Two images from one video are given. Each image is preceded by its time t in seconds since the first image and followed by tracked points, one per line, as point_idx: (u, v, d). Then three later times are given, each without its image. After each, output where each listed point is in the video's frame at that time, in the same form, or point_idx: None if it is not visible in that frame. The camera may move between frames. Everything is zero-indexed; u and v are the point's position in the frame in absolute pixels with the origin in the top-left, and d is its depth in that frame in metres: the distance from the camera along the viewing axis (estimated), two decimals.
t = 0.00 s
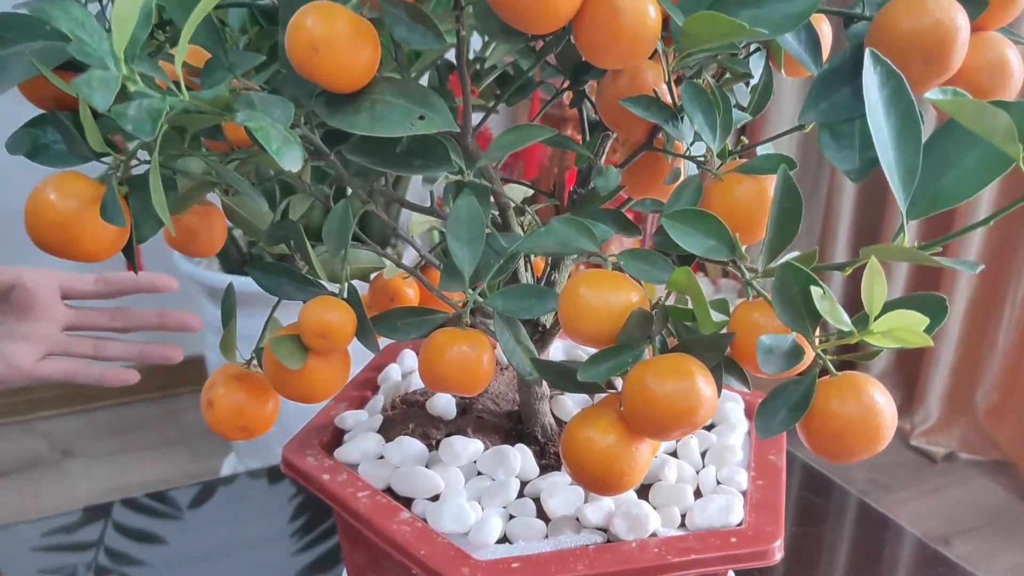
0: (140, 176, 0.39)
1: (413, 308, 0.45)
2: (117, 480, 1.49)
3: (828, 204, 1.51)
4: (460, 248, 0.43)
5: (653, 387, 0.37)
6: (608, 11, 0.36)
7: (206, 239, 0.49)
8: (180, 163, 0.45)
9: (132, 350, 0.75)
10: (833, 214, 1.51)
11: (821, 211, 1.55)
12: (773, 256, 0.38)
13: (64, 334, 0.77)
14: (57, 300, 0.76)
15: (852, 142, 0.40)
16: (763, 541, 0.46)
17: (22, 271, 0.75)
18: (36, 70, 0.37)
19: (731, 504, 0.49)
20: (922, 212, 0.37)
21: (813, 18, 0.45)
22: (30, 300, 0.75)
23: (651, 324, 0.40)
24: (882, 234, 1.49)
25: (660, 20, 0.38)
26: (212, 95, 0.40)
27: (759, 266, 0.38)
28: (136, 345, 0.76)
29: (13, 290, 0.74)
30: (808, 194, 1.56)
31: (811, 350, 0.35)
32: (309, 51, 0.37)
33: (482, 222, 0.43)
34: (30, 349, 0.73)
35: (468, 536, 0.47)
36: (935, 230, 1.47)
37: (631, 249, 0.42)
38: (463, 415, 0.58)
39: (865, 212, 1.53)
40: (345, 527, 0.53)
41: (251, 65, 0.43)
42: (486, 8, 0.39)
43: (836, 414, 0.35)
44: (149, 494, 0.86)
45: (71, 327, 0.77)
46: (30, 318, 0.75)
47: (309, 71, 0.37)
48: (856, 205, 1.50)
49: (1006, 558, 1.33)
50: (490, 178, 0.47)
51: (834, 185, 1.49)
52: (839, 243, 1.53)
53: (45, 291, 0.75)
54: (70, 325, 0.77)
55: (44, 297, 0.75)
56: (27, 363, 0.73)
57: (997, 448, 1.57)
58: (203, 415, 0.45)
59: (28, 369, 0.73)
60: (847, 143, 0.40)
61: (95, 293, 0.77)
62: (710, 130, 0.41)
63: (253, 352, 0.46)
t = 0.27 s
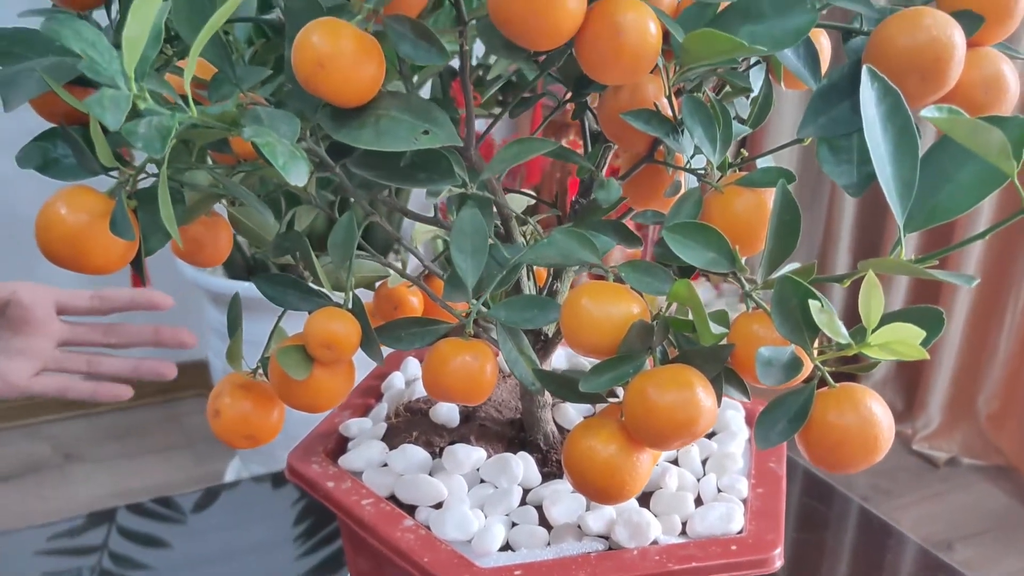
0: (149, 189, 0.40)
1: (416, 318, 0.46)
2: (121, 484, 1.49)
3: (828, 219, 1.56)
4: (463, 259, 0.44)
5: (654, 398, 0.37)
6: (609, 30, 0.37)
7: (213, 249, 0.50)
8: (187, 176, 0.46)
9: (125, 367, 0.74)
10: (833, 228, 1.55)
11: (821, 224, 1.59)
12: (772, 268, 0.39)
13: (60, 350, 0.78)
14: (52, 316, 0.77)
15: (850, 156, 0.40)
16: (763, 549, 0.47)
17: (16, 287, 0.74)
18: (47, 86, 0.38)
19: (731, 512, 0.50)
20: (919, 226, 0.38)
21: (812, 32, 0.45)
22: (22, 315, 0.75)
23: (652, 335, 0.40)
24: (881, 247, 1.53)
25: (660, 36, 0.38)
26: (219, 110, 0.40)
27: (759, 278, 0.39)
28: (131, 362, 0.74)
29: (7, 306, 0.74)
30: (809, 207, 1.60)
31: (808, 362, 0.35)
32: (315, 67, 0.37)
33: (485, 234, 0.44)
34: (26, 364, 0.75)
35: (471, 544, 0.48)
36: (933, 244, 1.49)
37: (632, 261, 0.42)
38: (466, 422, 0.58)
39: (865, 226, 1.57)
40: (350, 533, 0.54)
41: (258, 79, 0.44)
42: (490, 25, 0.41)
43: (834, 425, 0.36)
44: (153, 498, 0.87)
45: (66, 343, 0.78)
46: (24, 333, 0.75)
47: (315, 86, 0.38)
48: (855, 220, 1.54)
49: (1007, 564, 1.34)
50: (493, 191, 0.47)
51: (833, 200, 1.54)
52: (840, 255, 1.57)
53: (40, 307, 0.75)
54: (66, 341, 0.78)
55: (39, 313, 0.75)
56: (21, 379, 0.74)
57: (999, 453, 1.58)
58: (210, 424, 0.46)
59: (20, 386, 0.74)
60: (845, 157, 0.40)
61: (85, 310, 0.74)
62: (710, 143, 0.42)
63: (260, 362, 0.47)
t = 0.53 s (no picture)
0: (156, 201, 0.40)
1: (420, 328, 0.46)
2: (125, 487, 1.50)
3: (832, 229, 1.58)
4: (466, 269, 0.44)
5: (656, 409, 0.38)
6: (612, 44, 0.37)
7: (218, 258, 0.50)
8: (193, 187, 0.46)
9: (131, 380, 0.74)
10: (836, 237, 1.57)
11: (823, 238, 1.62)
12: (774, 280, 0.39)
13: (64, 361, 0.78)
14: (58, 326, 0.77)
15: (852, 169, 0.40)
16: (764, 558, 0.47)
17: (23, 296, 0.76)
18: (56, 99, 0.39)
19: (733, 521, 0.50)
20: (920, 238, 0.38)
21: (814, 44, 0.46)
22: (31, 324, 0.76)
23: (654, 346, 0.41)
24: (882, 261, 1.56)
25: (663, 50, 0.38)
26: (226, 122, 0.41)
27: (761, 290, 0.39)
28: (135, 375, 0.74)
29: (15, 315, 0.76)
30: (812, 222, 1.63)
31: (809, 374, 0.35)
32: (320, 81, 0.38)
33: (488, 244, 0.44)
34: (29, 375, 0.75)
35: (474, 552, 0.48)
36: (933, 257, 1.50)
37: (634, 271, 0.43)
38: (469, 430, 0.59)
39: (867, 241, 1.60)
40: (353, 541, 0.54)
41: (263, 90, 0.44)
42: (494, 39, 0.41)
43: (835, 436, 0.36)
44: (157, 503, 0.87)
45: (69, 354, 0.78)
46: (28, 343, 0.76)
47: (320, 99, 0.38)
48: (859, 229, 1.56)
49: (1009, 571, 1.34)
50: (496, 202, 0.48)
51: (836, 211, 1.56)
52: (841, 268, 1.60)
53: (46, 317, 0.76)
54: (70, 351, 0.78)
55: (45, 322, 0.76)
56: (25, 389, 0.74)
57: (1001, 459, 1.58)
58: (215, 432, 0.46)
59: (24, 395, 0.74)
60: (846, 170, 0.40)
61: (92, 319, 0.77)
62: (712, 155, 0.42)
63: (264, 371, 0.47)
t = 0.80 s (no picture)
0: (165, 211, 0.41)
1: (425, 336, 0.47)
2: (129, 491, 1.51)
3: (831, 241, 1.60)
4: (470, 278, 0.45)
5: (657, 417, 0.38)
6: (614, 58, 0.38)
7: (225, 266, 0.50)
8: (201, 196, 0.47)
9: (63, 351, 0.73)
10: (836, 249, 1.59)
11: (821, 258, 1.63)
12: (774, 289, 0.40)
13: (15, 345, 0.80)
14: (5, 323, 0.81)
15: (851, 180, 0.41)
16: (765, 563, 0.48)
17: None
18: (67, 112, 0.39)
19: (734, 527, 0.50)
20: (918, 248, 0.39)
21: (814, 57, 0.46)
22: None
23: (655, 354, 0.41)
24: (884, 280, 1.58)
25: (664, 63, 0.39)
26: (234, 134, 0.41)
27: (761, 299, 0.40)
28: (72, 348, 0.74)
29: None
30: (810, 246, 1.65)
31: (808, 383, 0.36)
32: (328, 94, 0.38)
33: (492, 253, 0.45)
34: None
35: (478, 558, 0.49)
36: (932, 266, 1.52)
37: (636, 281, 0.43)
38: (472, 437, 0.59)
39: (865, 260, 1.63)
40: (358, 546, 0.55)
41: (270, 102, 0.45)
42: (498, 52, 0.42)
43: (834, 444, 0.36)
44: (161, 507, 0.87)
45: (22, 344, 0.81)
46: None
47: (328, 112, 0.39)
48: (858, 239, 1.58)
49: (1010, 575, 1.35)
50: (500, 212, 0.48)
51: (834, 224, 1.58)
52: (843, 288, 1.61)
53: None
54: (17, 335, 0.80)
55: None
56: None
57: (1003, 463, 1.58)
58: (223, 439, 0.47)
59: None
60: (844, 182, 0.41)
61: None
62: (713, 166, 0.43)
63: (271, 378, 0.48)
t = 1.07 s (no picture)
0: (173, 227, 0.42)
1: (427, 349, 0.47)
2: (132, 495, 1.51)
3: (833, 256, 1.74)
4: (472, 291, 0.45)
5: (656, 430, 0.39)
6: (613, 78, 0.38)
7: (230, 279, 0.51)
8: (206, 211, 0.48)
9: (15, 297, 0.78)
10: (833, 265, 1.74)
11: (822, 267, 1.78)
12: (771, 304, 0.40)
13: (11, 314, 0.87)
14: None
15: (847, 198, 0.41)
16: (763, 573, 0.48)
17: None
18: (76, 130, 0.40)
19: (732, 537, 0.51)
20: (912, 265, 0.39)
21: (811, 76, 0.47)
22: None
23: (654, 368, 0.42)
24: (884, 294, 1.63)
25: (663, 82, 0.40)
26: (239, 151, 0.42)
27: (758, 314, 0.40)
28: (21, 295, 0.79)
29: None
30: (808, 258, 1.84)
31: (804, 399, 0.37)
32: (332, 112, 0.39)
33: (494, 268, 0.45)
34: None
35: (479, 567, 0.49)
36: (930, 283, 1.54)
37: (635, 295, 0.44)
38: (474, 446, 0.60)
39: (864, 270, 1.72)
40: (361, 554, 0.55)
41: (276, 118, 0.46)
42: (501, 71, 0.42)
43: (829, 458, 0.37)
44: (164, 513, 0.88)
45: None
46: None
47: (332, 130, 0.40)
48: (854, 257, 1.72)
49: None
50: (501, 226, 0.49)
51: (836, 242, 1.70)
52: (839, 296, 1.74)
53: None
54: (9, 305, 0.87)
55: None
56: None
57: (1003, 469, 1.58)
58: (228, 450, 0.47)
59: None
60: (840, 200, 0.42)
61: None
62: (711, 182, 0.43)
63: (276, 390, 0.49)
